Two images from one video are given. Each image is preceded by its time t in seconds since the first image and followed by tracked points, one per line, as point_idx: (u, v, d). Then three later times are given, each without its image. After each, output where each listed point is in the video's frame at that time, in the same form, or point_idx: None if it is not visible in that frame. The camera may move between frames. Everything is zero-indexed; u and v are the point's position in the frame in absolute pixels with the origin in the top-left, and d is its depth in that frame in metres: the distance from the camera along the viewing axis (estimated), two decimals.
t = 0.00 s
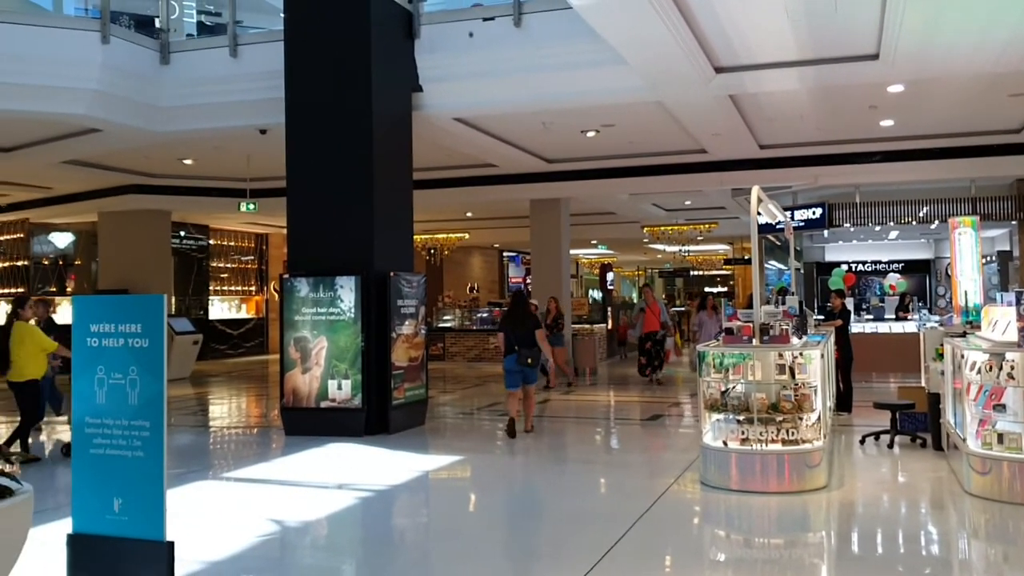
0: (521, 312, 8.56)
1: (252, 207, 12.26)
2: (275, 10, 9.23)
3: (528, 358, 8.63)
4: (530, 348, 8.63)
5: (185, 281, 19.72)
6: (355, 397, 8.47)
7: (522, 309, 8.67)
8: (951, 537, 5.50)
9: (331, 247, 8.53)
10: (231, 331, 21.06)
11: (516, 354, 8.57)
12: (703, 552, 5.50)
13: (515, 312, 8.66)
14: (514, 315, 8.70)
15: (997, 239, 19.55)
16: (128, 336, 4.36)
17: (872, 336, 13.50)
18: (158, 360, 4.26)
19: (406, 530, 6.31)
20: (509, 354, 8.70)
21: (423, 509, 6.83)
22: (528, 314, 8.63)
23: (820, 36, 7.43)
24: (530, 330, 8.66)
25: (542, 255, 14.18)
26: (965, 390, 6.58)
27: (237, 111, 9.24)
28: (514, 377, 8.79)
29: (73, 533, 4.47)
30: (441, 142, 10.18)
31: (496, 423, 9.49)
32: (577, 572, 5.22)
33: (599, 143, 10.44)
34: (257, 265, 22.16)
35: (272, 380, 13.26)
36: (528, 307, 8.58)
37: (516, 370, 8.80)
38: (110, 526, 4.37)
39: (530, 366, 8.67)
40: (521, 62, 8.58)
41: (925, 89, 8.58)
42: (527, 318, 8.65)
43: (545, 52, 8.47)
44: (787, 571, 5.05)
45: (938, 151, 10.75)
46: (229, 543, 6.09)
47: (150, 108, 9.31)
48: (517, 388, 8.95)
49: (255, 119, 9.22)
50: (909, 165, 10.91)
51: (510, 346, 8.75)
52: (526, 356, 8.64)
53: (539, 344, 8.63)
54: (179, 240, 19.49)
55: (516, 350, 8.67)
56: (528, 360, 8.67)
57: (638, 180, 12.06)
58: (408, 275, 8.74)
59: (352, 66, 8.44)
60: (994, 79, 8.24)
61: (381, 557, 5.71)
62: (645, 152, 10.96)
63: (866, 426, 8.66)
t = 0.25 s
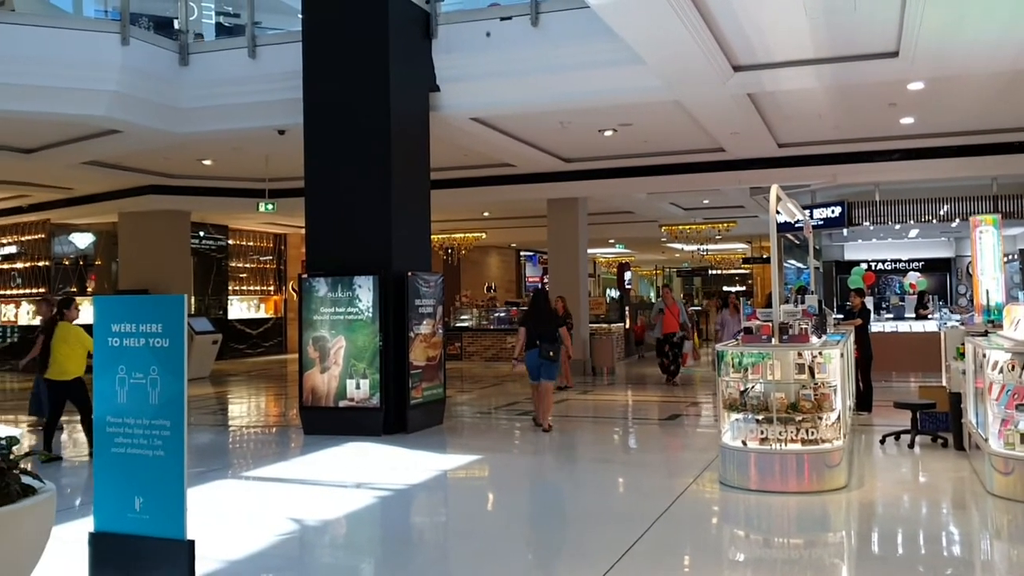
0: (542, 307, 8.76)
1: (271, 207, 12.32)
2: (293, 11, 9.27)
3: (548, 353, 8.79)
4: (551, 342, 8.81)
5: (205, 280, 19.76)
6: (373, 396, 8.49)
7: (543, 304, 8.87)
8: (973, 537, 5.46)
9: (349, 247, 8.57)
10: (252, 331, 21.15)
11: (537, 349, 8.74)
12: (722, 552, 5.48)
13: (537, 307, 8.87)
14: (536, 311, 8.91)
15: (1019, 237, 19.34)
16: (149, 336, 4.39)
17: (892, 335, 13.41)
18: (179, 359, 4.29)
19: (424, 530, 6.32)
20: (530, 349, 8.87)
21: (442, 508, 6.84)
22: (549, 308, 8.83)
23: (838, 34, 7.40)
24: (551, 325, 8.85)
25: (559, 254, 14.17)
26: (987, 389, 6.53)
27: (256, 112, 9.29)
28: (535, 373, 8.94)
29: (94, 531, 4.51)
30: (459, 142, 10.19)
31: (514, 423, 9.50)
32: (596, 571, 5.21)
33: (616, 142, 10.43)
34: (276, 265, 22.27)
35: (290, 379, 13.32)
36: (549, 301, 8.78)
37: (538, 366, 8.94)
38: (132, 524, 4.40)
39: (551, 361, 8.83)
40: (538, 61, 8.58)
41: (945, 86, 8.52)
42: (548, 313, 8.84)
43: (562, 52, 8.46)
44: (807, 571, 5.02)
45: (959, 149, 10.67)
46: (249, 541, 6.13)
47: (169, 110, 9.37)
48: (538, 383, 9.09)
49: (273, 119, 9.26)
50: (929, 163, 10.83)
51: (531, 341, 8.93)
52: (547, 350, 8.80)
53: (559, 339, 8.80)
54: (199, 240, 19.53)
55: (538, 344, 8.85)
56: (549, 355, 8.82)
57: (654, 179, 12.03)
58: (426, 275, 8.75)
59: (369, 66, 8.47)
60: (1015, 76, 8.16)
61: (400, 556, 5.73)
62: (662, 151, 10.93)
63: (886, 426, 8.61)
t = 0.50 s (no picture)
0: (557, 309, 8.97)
1: (285, 208, 12.37)
2: (306, 12, 9.30)
3: (563, 355, 8.95)
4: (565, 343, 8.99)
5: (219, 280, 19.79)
6: (387, 396, 8.50)
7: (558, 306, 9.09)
8: (989, 539, 5.43)
9: (362, 247, 8.59)
10: (264, 331, 21.30)
11: (552, 349, 8.92)
12: (736, 553, 5.48)
13: (552, 308, 9.12)
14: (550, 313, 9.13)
15: None
16: (164, 336, 4.42)
17: (907, 335, 13.34)
18: (194, 359, 4.31)
19: (438, 530, 6.34)
20: (545, 350, 9.04)
21: (455, 508, 6.85)
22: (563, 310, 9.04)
23: (853, 33, 7.37)
24: (564, 326, 9.05)
25: (572, 254, 14.17)
26: (1004, 389, 6.47)
27: (270, 113, 9.32)
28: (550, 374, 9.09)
29: (110, 531, 4.54)
30: (472, 142, 10.20)
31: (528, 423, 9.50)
32: (611, 572, 5.21)
33: (629, 142, 10.41)
34: (289, 266, 22.35)
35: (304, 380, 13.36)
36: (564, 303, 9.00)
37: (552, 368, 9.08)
38: (147, 524, 4.42)
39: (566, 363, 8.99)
40: (551, 62, 8.58)
41: (961, 85, 8.47)
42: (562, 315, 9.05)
43: (575, 52, 8.46)
44: (822, 572, 5.01)
45: (974, 148, 10.61)
46: (264, 541, 6.15)
47: (184, 111, 9.41)
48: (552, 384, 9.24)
49: (287, 120, 9.30)
50: (945, 162, 10.77)
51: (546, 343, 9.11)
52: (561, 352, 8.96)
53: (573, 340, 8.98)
54: (214, 240, 19.55)
55: (552, 345, 9.03)
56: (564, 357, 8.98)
57: (667, 179, 12.02)
58: (439, 275, 8.76)
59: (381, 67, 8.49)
60: None
61: (414, 555, 5.74)
62: (675, 151, 10.92)
63: (901, 427, 8.57)
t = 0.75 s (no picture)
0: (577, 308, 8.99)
1: (302, 208, 12.42)
2: (323, 13, 9.33)
3: (583, 351, 9.04)
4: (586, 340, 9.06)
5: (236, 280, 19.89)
6: (403, 396, 8.52)
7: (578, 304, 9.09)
8: (1010, 540, 5.39)
9: (378, 247, 8.60)
10: (281, 331, 21.40)
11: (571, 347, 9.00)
12: (753, 553, 5.46)
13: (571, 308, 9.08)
14: (570, 311, 9.15)
15: None
16: (184, 335, 4.44)
17: (925, 335, 13.25)
18: (213, 359, 4.32)
19: (455, 529, 6.34)
20: (565, 347, 9.12)
21: (472, 508, 6.85)
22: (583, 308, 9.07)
23: (871, 31, 7.32)
24: (584, 323, 9.09)
25: (587, 254, 14.16)
26: None
27: (287, 113, 9.35)
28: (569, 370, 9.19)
29: (131, 529, 4.56)
30: (488, 142, 10.20)
31: (543, 422, 9.52)
32: (628, 571, 5.21)
33: (646, 141, 10.38)
34: (306, 265, 22.43)
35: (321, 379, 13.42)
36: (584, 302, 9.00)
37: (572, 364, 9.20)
38: (167, 522, 4.45)
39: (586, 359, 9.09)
40: (567, 61, 8.57)
41: (980, 83, 8.40)
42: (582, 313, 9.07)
43: (591, 52, 8.46)
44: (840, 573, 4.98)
45: (994, 146, 10.51)
46: (282, 540, 6.18)
47: (202, 112, 9.47)
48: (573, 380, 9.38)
49: (304, 121, 9.33)
50: (964, 160, 10.68)
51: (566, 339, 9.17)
52: (582, 348, 9.05)
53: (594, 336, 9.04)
54: (230, 240, 19.65)
55: (572, 342, 9.10)
56: (584, 353, 9.07)
57: (683, 178, 11.99)
58: (455, 275, 8.76)
59: (397, 67, 8.50)
60: None
61: (431, 554, 5.75)
62: (691, 150, 10.89)
63: (920, 427, 8.51)
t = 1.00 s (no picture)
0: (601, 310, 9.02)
1: (321, 209, 12.48)
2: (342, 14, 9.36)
3: (606, 351, 9.12)
4: (609, 341, 9.12)
5: (257, 281, 19.98)
6: (422, 396, 8.53)
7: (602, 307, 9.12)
8: None
9: (398, 247, 8.62)
10: (302, 331, 21.49)
11: (595, 349, 9.06)
12: (774, 555, 5.43)
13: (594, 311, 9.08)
14: (593, 312, 9.19)
15: None
16: (206, 335, 4.46)
17: (947, 336, 13.14)
18: (236, 358, 4.34)
19: (475, 529, 6.34)
20: (590, 348, 9.19)
21: (491, 508, 6.84)
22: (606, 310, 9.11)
23: (894, 29, 7.26)
24: (608, 325, 9.13)
25: (606, 254, 14.14)
26: None
27: (307, 114, 9.39)
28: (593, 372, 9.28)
29: (153, 528, 4.59)
30: (507, 142, 10.21)
31: (562, 423, 9.52)
32: (649, 571, 5.20)
33: (665, 141, 10.35)
34: (325, 266, 22.52)
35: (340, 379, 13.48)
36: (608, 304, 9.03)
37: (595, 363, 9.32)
38: (190, 521, 4.47)
39: (609, 359, 9.17)
40: (586, 61, 8.56)
41: (1004, 81, 8.33)
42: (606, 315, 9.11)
43: (610, 52, 8.45)
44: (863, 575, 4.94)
45: (1018, 145, 10.41)
46: (303, 539, 6.20)
47: (223, 113, 9.52)
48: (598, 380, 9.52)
49: (324, 122, 9.36)
50: (987, 160, 10.58)
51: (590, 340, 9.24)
52: (605, 349, 9.13)
53: (617, 337, 9.09)
54: (251, 241, 19.72)
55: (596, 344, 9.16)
56: (608, 353, 9.15)
57: (702, 178, 11.95)
58: (474, 275, 8.77)
59: (417, 68, 8.51)
60: None
61: (451, 554, 5.75)
62: (711, 150, 10.85)
63: (943, 429, 8.43)
